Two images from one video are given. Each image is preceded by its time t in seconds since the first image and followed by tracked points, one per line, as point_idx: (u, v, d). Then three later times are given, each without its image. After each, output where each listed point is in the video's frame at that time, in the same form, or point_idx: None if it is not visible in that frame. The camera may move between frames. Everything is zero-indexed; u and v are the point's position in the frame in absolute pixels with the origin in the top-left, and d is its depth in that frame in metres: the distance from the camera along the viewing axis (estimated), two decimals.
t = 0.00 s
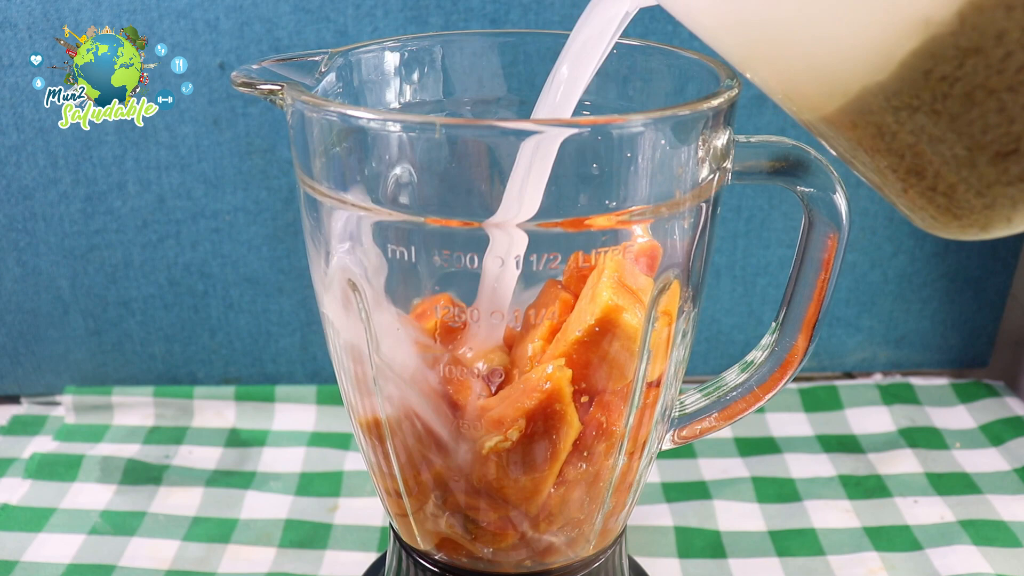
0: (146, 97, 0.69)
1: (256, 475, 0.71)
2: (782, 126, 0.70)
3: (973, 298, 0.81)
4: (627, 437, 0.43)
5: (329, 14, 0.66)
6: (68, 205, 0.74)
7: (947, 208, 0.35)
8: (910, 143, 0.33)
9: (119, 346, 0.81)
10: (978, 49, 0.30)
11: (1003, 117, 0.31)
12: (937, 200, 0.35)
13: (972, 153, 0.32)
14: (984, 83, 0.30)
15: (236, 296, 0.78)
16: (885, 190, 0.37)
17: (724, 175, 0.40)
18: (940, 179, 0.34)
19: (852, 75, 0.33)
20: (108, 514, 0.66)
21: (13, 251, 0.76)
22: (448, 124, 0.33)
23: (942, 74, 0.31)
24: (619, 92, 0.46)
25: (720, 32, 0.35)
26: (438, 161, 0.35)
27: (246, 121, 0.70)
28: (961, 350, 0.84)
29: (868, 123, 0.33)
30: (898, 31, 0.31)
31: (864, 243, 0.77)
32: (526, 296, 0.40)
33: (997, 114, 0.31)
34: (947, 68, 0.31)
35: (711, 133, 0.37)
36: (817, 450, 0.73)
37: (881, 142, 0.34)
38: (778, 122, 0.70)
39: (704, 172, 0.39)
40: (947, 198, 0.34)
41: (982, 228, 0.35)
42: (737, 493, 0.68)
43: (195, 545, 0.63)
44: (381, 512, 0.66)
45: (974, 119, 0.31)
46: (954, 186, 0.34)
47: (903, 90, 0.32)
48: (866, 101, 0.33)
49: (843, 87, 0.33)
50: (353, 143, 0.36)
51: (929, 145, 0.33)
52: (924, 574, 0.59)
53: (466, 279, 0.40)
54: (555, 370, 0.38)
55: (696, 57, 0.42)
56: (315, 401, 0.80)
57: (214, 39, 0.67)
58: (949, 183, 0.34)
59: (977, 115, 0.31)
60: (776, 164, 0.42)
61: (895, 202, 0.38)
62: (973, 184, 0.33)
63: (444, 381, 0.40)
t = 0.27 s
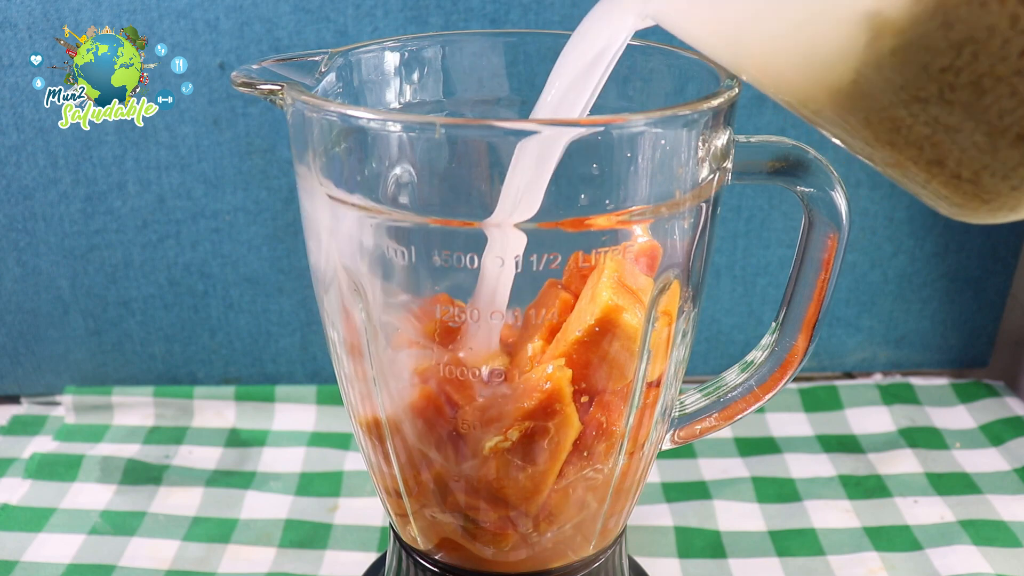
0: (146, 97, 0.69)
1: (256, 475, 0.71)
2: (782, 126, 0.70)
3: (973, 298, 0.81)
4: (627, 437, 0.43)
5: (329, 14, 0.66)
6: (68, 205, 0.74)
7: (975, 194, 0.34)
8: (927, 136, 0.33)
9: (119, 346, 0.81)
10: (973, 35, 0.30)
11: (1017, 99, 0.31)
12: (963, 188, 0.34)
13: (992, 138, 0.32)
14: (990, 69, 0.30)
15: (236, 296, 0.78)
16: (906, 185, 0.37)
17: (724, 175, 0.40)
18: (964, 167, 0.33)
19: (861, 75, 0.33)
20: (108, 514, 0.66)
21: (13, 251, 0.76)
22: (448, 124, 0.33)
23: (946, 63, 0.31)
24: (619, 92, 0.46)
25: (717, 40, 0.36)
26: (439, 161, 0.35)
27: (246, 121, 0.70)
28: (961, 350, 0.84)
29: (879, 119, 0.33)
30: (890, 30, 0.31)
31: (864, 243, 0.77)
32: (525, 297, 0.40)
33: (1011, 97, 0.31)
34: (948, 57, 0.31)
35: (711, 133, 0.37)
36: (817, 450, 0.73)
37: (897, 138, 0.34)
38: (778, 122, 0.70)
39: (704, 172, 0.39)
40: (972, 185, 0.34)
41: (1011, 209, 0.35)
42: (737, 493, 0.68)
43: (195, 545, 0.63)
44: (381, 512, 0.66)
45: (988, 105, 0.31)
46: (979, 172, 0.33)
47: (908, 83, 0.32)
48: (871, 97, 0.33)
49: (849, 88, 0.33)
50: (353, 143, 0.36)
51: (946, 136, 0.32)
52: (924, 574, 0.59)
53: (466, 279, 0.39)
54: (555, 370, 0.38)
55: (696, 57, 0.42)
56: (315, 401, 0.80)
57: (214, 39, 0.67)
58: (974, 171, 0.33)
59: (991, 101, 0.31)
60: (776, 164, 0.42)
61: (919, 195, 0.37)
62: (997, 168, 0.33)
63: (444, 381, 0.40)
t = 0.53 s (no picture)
0: (146, 97, 0.69)
1: (256, 475, 0.71)
2: (782, 126, 0.70)
3: (973, 298, 0.81)
4: (627, 437, 0.43)
5: (329, 14, 0.66)
6: (68, 205, 0.74)
7: (986, 164, 0.34)
8: (926, 115, 0.33)
9: (119, 346, 0.81)
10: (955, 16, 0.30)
11: (1010, 70, 0.31)
12: (972, 159, 0.34)
13: (993, 110, 0.32)
14: (974, 46, 0.31)
15: (236, 296, 0.78)
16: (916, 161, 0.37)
17: (724, 175, 0.40)
18: (971, 140, 0.33)
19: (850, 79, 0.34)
20: (108, 514, 0.66)
21: (13, 251, 0.76)
22: (447, 124, 0.33)
23: (931, 46, 0.31)
24: (618, 92, 0.46)
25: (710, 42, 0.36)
26: (439, 161, 0.35)
27: (246, 121, 0.70)
28: (961, 350, 0.84)
29: (878, 106, 0.34)
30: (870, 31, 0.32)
31: (864, 243, 0.77)
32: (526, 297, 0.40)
33: (1004, 69, 0.31)
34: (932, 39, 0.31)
35: (711, 133, 0.37)
36: (817, 450, 0.73)
37: (899, 120, 0.34)
38: (778, 122, 0.70)
39: (705, 172, 0.39)
40: (982, 155, 0.34)
41: None
42: (737, 493, 0.68)
43: (195, 545, 0.63)
44: (381, 512, 0.66)
45: (983, 79, 0.31)
46: (986, 143, 0.33)
47: (899, 70, 0.32)
48: (868, 86, 0.33)
49: (843, 84, 0.34)
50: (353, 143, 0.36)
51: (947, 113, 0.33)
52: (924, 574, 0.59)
53: (466, 279, 0.39)
54: (555, 370, 0.38)
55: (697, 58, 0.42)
56: (316, 401, 0.80)
57: (214, 39, 0.67)
58: (981, 143, 0.33)
59: (985, 75, 0.31)
60: (776, 164, 0.42)
61: (931, 170, 0.37)
62: (1004, 137, 0.33)
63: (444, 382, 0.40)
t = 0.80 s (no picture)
0: (146, 97, 0.69)
1: (256, 475, 0.71)
2: (783, 126, 0.70)
3: (973, 298, 0.81)
4: (627, 437, 0.43)
5: (329, 14, 0.66)
6: (68, 206, 0.74)
7: (991, 138, 0.36)
8: (925, 99, 0.35)
9: (119, 346, 0.81)
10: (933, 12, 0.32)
11: (998, 54, 0.32)
12: (976, 135, 0.36)
13: (988, 89, 0.33)
14: (956, 37, 0.32)
15: (236, 296, 0.78)
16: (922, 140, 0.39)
17: (724, 175, 0.40)
18: (972, 118, 0.35)
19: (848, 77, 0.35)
20: (108, 514, 0.66)
21: (13, 251, 0.76)
22: (448, 124, 0.33)
23: (915, 41, 0.32)
24: (618, 92, 0.45)
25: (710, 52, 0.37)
26: (439, 161, 0.35)
27: (246, 121, 0.70)
28: (961, 350, 0.84)
29: (875, 96, 0.35)
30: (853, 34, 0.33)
31: (864, 243, 0.77)
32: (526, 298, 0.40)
33: (991, 53, 0.32)
34: (914, 33, 0.32)
35: (711, 133, 0.37)
36: (817, 450, 0.73)
37: (898, 107, 0.35)
38: (778, 122, 0.70)
39: (705, 172, 0.39)
40: (986, 131, 0.35)
41: None
42: (737, 493, 0.68)
43: (195, 545, 0.63)
44: (381, 512, 0.66)
45: (973, 64, 0.32)
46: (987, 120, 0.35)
47: (889, 63, 0.34)
48: (863, 79, 0.35)
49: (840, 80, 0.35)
50: (353, 143, 0.36)
51: (944, 96, 0.34)
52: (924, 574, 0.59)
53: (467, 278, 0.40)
54: (556, 370, 0.38)
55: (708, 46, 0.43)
56: (315, 401, 0.80)
57: (214, 39, 0.67)
58: (983, 119, 0.35)
59: (973, 60, 0.32)
60: (775, 164, 0.42)
61: (938, 148, 0.39)
62: (1004, 112, 0.34)
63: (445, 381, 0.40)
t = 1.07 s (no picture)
0: (146, 97, 0.69)
1: (256, 475, 0.71)
2: (783, 126, 0.70)
3: (973, 298, 0.81)
4: (627, 437, 0.43)
5: (329, 14, 0.66)
6: (68, 206, 0.74)
7: (1001, 97, 0.36)
8: (930, 71, 0.35)
9: (119, 346, 0.81)
10: None
11: (993, 23, 0.32)
12: (984, 96, 0.36)
13: (989, 55, 0.33)
14: (949, 13, 0.32)
15: (236, 296, 0.78)
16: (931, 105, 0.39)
17: (724, 175, 0.40)
18: (978, 83, 0.35)
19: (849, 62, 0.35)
20: (108, 514, 0.66)
21: (13, 251, 0.76)
22: (448, 124, 0.33)
23: (909, 22, 0.33)
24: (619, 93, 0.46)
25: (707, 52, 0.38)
26: (438, 162, 0.35)
27: (246, 121, 0.70)
28: (961, 350, 0.84)
29: (880, 75, 0.36)
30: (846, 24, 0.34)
31: (864, 243, 0.77)
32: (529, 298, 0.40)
33: (986, 23, 0.32)
34: (904, 15, 0.33)
35: (711, 133, 0.37)
36: (817, 450, 0.73)
37: (906, 81, 0.36)
38: (778, 122, 0.70)
39: (704, 172, 0.39)
40: (994, 91, 0.36)
41: None
42: (737, 493, 0.68)
43: (194, 545, 0.63)
44: (381, 512, 0.66)
45: (970, 35, 0.33)
46: (992, 83, 0.35)
47: (888, 45, 0.34)
48: (865, 61, 0.35)
49: (843, 65, 0.36)
50: (352, 143, 0.36)
51: (948, 66, 0.34)
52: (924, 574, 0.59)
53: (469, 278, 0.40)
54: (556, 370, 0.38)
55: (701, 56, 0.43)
56: (315, 401, 0.80)
57: (214, 39, 0.67)
58: (990, 83, 0.35)
59: (970, 31, 0.32)
60: (775, 164, 0.42)
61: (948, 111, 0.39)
62: (1010, 73, 0.34)
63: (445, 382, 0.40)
